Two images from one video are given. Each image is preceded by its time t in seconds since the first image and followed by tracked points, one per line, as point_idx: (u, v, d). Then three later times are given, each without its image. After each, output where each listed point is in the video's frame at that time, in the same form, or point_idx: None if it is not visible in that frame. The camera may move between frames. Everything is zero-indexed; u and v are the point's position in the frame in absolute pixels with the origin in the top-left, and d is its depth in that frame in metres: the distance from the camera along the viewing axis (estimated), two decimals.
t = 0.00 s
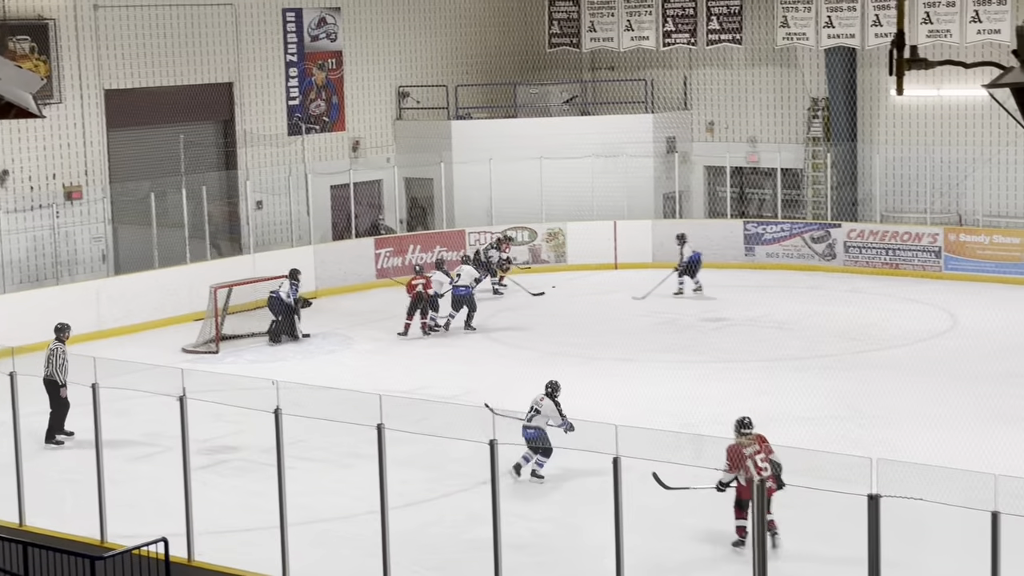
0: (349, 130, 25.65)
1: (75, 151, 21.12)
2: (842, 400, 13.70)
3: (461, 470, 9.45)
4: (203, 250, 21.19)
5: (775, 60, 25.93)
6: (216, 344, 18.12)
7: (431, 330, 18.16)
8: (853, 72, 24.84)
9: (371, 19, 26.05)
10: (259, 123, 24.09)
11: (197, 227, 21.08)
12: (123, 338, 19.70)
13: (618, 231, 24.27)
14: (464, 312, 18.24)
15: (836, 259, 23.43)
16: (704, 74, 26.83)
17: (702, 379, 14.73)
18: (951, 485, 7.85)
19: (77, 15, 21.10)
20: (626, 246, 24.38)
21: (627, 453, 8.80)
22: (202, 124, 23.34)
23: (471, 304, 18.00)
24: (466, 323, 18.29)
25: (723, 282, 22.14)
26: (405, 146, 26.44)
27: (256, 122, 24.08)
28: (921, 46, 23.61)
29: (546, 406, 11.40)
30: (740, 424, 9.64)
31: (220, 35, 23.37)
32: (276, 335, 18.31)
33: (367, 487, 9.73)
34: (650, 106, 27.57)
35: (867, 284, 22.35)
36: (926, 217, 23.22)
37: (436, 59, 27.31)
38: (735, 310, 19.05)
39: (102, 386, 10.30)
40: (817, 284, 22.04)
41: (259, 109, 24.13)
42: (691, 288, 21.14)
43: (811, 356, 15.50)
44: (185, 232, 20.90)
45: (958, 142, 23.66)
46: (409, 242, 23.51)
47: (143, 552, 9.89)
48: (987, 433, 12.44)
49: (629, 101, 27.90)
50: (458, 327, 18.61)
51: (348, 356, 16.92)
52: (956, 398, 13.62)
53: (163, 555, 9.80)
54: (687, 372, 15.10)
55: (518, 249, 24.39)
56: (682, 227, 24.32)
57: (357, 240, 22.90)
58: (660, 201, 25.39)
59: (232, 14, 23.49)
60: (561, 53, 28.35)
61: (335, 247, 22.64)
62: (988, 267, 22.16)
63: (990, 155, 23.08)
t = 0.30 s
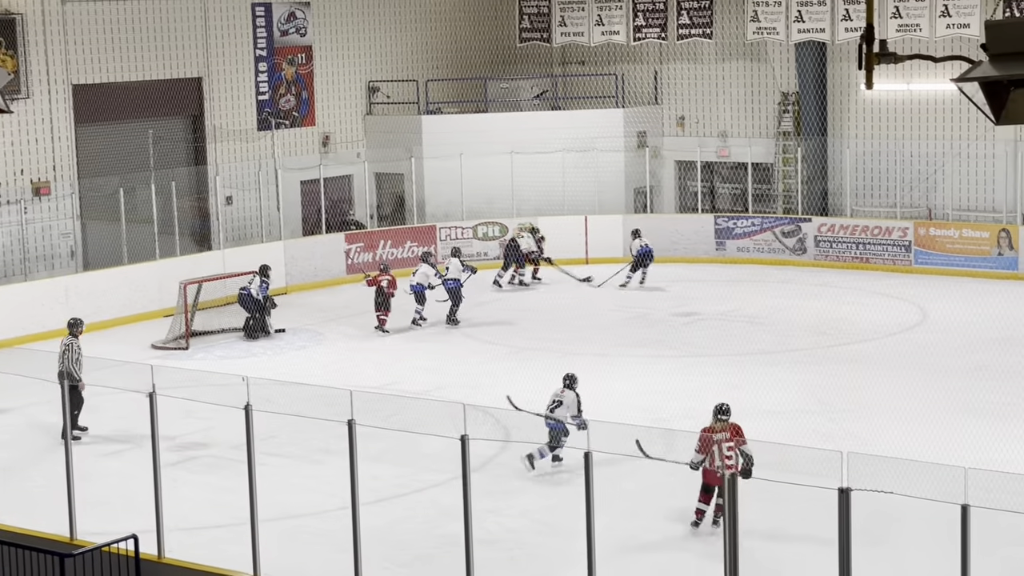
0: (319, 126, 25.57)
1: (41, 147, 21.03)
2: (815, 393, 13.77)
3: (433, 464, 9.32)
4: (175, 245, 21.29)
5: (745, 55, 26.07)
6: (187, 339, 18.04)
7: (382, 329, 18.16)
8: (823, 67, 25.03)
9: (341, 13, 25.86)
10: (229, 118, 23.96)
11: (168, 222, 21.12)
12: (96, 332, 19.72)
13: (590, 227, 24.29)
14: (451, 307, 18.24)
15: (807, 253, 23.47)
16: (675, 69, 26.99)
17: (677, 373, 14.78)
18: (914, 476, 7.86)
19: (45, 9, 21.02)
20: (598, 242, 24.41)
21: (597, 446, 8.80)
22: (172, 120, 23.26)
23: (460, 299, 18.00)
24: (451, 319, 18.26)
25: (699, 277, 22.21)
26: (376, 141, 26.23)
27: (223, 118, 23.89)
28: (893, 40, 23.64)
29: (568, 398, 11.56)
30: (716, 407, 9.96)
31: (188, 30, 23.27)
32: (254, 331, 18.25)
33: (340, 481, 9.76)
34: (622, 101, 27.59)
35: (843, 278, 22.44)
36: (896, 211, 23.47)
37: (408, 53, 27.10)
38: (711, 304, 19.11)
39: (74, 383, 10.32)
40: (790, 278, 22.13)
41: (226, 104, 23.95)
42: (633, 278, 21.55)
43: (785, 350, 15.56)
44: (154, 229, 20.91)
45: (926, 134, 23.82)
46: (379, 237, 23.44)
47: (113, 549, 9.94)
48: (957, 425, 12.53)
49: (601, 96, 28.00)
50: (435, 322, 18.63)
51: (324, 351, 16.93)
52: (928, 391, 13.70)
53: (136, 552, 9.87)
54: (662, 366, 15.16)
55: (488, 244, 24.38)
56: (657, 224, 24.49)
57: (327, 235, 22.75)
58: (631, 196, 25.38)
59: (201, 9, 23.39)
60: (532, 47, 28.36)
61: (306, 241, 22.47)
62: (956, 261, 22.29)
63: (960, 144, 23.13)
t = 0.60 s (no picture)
0: (290, 120, 25.60)
1: (9, 142, 20.92)
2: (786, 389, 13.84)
3: (404, 458, 9.51)
4: (146, 240, 21.17)
5: (716, 49, 26.48)
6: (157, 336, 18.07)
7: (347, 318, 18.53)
8: (793, 63, 25.23)
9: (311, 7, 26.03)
10: (199, 114, 24.01)
11: (138, 218, 20.98)
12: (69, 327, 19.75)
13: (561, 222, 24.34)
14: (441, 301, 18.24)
15: (778, 247, 23.58)
16: (645, 62, 27.31)
17: (650, 368, 14.81)
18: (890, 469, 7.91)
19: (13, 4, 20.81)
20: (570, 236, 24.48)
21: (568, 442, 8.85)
22: (141, 114, 23.19)
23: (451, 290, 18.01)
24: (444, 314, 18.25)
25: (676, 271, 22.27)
26: (346, 134, 26.41)
27: (195, 112, 23.96)
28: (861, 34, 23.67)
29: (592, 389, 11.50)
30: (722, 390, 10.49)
31: (157, 26, 23.22)
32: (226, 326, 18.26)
33: (312, 477, 9.74)
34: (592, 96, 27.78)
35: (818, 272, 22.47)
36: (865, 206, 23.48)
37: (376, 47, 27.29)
38: (687, 298, 19.13)
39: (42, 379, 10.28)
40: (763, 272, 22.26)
41: (197, 99, 24.01)
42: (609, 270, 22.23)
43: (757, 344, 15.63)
44: (124, 223, 20.80)
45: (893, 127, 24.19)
46: (350, 232, 23.57)
47: (82, 545, 9.99)
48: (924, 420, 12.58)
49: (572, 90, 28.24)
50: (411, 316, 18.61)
51: (297, 346, 16.89)
52: (898, 384, 13.75)
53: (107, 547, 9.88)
54: (634, 360, 15.20)
55: (460, 238, 24.41)
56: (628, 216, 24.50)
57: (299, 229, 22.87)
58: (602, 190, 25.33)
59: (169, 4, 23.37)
60: (503, 41, 28.61)
61: (275, 236, 22.59)
62: (926, 255, 22.42)
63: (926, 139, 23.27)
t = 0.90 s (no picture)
0: (261, 113, 25.96)
1: None
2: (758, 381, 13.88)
3: (377, 452, 9.38)
4: (118, 232, 21.15)
5: (687, 42, 26.75)
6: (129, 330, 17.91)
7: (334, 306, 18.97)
8: (764, 54, 25.41)
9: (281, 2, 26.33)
10: (171, 106, 24.19)
11: (109, 210, 21.00)
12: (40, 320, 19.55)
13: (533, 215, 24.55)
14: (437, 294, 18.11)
15: (749, 239, 23.77)
16: (613, 55, 27.59)
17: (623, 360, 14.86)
18: (852, 460, 7.94)
19: None
20: (541, 228, 24.67)
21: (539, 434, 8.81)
22: (112, 106, 23.28)
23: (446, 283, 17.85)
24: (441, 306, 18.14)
25: (652, 265, 22.34)
26: (317, 128, 26.87)
27: (166, 105, 24.10)
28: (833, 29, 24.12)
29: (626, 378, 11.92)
30: (731, 373, 10.80)
31: (128, 19, 23.36)
32: (199, 319, 18.20)
33: (284, 470, 9.73)
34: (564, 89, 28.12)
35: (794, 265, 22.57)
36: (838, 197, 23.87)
37: (344, 42, 27.64)
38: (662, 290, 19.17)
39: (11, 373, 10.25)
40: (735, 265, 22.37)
41: (168, 91, 24.15)
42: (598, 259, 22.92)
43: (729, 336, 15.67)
44: (95, 217, 20.80)
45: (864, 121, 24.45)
46: (322, 225, 23.45)
47: (52, 539, 10.02)
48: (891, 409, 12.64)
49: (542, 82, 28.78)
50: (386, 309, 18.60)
51: (270, 340, 16.90)
52: (867, 375, 13.83)
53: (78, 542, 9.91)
54: (608, 352, 15.24)
55: (432, 231, 24.48)
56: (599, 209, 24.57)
57: (271, 221, 22.79)
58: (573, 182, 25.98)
59: None
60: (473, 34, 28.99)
61: (247, 228, 22.51)
62: (897, 247, 22.51)
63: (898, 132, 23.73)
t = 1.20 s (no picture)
0: (219, 105, 25.83)
1: None
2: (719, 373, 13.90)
3: (338, 444, 9.41)
4: (74, 226, 21.19)
5: (645, 32, 26.97)
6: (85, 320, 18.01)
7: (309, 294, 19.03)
8: (721, 43, 25.73)
9: None
10: (124, 99, 24.15)
11: (64, 205, 21.04)
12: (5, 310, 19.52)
13: (492, 204, 25.05)
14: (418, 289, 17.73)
15: (708, 229, 24.39)
16: (572, 47, 27.83)
17: (586, 352, 14.85)
18: (812, 450, 7.94)
19: None
20: (498, 218, 25.14)
21: (500, 424, 8.91)
22: (65, 99, 23.32)
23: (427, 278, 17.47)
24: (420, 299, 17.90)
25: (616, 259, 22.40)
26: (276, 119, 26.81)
27: (122, 97, 24.13)
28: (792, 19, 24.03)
29: (652, 356, 11.63)
30: (734, 354, 11.05)
31: (84, 11, 23.51)
32: (151, 313, 18.18)
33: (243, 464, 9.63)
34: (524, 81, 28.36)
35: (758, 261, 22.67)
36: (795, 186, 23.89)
37: (302, 34, 27.86)
38: (625, 280, 19.23)
39: None
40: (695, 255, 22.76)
41: (125, 83, 24.20)
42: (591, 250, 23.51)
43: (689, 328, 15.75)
44: (50, 210, 20.85)
45: (819, 112, 24.91)
46: (282, 217, 23.74)
47: (10, 536, 10.13)
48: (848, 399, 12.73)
49: (501, 73, 28.77)
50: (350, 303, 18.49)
51: (229, 333, 16.76)
52: (828, 365, 13.87)
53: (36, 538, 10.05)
54: (571, 344, 15.22)
55: (392, 222, 24.86)
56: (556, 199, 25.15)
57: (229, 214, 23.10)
58: (534, 174, 25.74)
59: None
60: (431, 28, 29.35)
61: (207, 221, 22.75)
62: (853, 236, 23.22)
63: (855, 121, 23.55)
